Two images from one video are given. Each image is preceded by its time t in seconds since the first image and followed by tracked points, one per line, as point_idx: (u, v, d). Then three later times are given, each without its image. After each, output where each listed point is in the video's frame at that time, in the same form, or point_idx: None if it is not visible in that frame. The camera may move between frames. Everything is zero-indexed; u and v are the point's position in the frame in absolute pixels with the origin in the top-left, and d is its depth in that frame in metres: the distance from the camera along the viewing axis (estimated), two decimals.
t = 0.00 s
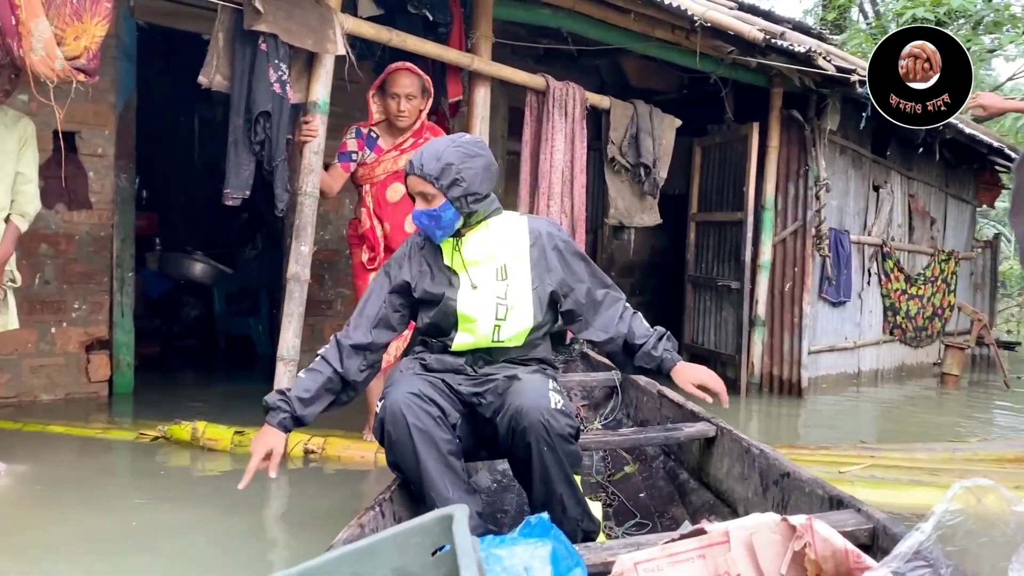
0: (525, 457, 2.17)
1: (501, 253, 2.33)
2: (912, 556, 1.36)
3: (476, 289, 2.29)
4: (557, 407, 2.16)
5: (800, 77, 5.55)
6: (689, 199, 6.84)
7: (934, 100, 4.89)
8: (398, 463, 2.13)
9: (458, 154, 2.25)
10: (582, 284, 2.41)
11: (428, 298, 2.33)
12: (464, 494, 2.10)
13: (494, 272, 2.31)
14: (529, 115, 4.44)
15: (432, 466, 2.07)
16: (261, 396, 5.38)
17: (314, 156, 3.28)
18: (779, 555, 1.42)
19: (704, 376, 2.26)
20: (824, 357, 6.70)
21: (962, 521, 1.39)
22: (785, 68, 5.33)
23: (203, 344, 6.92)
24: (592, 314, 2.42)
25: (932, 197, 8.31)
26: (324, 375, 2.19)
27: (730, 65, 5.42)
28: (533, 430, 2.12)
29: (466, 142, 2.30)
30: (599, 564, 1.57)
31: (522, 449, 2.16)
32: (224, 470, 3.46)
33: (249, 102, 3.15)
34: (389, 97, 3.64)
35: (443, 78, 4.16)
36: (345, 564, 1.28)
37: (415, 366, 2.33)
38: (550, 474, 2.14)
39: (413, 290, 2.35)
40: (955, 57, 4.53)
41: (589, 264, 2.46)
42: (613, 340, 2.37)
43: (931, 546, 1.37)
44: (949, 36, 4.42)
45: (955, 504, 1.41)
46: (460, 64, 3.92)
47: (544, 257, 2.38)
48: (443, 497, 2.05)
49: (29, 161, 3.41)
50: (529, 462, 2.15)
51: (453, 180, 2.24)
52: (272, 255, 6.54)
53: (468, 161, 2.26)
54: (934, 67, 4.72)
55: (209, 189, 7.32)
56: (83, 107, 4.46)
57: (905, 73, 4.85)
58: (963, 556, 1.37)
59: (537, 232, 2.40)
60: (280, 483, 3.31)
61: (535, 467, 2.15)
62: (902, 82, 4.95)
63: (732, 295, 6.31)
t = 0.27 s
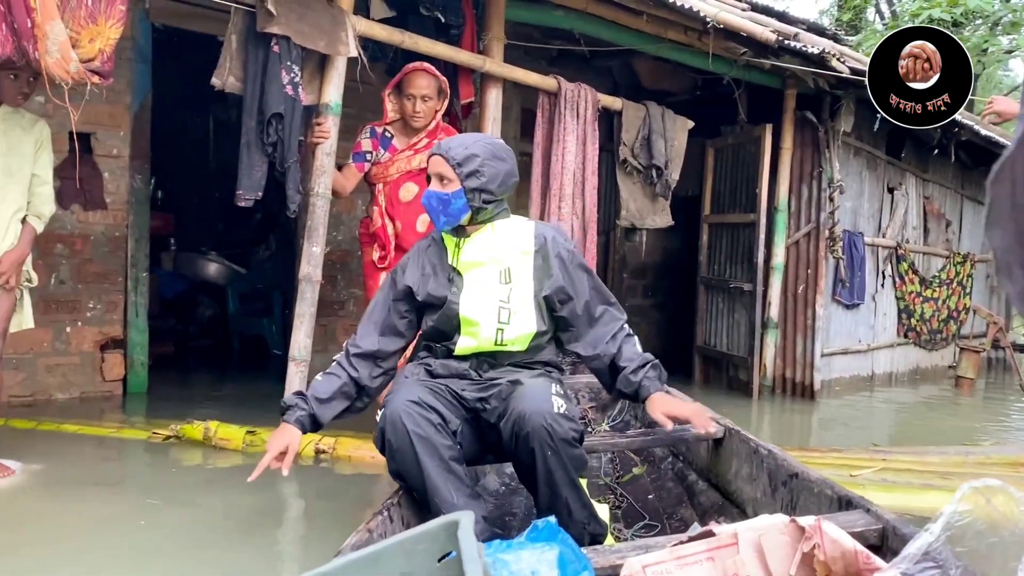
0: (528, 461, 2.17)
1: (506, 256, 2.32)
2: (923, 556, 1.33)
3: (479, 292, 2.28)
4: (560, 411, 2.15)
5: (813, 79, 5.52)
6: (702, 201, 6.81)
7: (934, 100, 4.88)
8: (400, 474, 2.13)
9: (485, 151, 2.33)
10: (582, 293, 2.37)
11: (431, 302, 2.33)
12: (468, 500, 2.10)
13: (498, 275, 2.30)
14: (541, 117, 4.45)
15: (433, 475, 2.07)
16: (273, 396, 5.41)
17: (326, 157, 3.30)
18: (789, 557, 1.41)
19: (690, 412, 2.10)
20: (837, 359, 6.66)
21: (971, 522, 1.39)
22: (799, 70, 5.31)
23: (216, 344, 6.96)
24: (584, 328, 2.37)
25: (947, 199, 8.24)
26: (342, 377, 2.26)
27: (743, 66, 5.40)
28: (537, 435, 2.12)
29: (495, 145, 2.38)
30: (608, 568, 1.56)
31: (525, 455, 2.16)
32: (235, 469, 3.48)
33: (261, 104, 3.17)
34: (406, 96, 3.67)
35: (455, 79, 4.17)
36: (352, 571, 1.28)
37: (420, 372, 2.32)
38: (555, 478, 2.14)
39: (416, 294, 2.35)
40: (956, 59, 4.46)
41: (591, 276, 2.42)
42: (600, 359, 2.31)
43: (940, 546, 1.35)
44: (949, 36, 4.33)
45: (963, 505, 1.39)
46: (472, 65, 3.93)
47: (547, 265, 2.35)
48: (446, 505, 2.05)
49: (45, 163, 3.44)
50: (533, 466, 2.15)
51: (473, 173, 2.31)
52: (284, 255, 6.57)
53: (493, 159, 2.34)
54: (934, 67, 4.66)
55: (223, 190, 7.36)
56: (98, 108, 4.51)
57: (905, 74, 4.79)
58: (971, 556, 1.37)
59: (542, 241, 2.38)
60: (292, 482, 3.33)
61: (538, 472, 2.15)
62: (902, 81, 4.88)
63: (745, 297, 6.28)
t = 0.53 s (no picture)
0: (538, 463, 2.17)
1: (520, 262, 2.34)
2: (941, 559, 1.33)
3: (491, 296, 2.30)
4: (570, 414, 2.15)
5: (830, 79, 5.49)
6: (717, 202, 6.79)
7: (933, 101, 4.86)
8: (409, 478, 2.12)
9: (506, 155, 2.34)
10: (591, 304, 2.38)
11: (442, 305, 2.34)
12: (479, 501, 2.10)
13: (511, 282, 2.32)
14: (555, 117, 4.45)
15: (443, 477, 2.06)
16: (288, 394, 5.44)
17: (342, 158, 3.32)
18: (805, 559, 1.41)
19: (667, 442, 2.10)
20: (852, 361, 6.62)
21: (990, 525, 1.38)
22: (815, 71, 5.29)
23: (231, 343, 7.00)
24: (588, 340, 2.40)
25: (964, 201, 8.17)
26: (388, 357, 2.44)
27: (759, 66, 5.39)
28: (546, 437, 2.12)
29: (516, 148, 2.39)
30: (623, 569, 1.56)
31: (534, 457, 2.16)
32: (251, 468, 3.51)
33: (277, 105, 3.19)
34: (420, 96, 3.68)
35: (469, 80, 4.18)
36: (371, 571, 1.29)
37: (430, 374, 2.31)
38: (564, 481, 2.14)
39: (426, 297, 2.36)
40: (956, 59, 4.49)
41: (600, 286, 2.44)
42: (596, 369, 2.35)
43: (959, 548, 1.35)
44: (950, 37, 4.35)
45: (981, 508, 1.40)
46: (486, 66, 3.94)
47: (560, 273, 2.37)
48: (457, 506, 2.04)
49: (65, 163, 3.48)
50: (543, 468, 2.15)
51: (493, 176, 2.31)
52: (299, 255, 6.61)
53: (515, 163, 2.34)
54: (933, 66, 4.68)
55: (240, 190, 7.42)
56: (117, 109, 4.55)
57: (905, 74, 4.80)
58: (989, 558, 1.37)
59: (558, 247, 2.39)
60: (306, 481, 3.35)
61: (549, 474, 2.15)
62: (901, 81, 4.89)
63: (760, 298, 6.25)
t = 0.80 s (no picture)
0: (543, 468, 2.16)
1: (536, 263, 2.34)
2: (961, 564, 1.32)
3: (506, 296, 2.30)
4: (573, 420, 2.13)
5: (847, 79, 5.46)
6: (733, 202, 6.75)
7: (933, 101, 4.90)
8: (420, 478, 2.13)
9: (525, 154, 2.34)
10: (610, 306, 2.34)
11: (457, 303, 2.34)
12: (490, 501, 2.09)
13: (527, 283, 2.32)
14: (570, 117, 4.44)
15: (454, 477, 2.06)
16: (303, 393, 5.47)
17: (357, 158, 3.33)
18: (822, 562, 1.40)
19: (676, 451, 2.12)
20: (869, 362, 6.56)
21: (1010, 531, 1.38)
22: (832, 70, 5.25)
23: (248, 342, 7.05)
24: (605, 344, 2.36)
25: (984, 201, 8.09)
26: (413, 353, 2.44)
27: (775, 66, 5.36)
28: (550, 445, 2.11)
29: (535, 147, 2.38)
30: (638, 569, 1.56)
31: (539, 461, 2.15)
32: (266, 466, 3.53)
33: (293, 105, 3.20)
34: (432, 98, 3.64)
35: (484, 80, 4.18)
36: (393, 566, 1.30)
37: (443, 374, 2.36)
38: (571, 486, 2.13)
39: (443, 295, 2.37)
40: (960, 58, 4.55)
41: (618, 289, 2.39)
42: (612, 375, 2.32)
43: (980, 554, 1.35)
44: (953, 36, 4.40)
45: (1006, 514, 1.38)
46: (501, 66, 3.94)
47: (576, 276, 2.35)
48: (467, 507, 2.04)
49: (83, 164, 3.51)
50: (549, 472, 2.14)
51: (510, 176, 2.32)
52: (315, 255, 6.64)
53: (532, 163, 2.34)
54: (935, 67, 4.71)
55: (256, 191, 7.46)
56: (134, 110, 4.59)
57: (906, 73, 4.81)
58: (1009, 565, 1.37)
59: (575, 250, 2.38)
60: (321, 479, 3.37)
61: (556, 478, 2.14)
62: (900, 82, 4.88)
63: (776, 299, 6.22)
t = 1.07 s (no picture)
0: (553, 466, 2.16)
1: (547, 262, 2.34)
2: (973, 568, 1.31)
3: (516, 295, 2.31)
4: (585, 417, 2.13)
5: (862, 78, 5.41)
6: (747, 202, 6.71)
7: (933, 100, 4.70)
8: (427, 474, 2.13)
9: (538, 153, 2.34)
10: (619, 308, 2.33)
11: (468, 300, 2.34)
12: (497, 498, 2.09)
13: (538, 282, 2.32)
14: (581, 117, 4.43)
15: (460, 473, 2.07)
16: (315, 392, 5.50)
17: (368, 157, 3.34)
18: (830, 564, 1.39)
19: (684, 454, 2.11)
20: (884, 363, 6.51)
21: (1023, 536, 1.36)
22: (847, 69, 5.21)
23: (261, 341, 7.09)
24: (615, 344, 2.35)
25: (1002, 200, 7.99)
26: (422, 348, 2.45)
27: (789, 65, 5.32)
28: (560, 441, 2.10)
29: (548, 146, 2.38)
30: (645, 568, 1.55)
31: (548, 459, 2.15)
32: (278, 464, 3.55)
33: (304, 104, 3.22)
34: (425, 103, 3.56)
35: (495, 80, 4.18)
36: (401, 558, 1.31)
37: (453, 370, 2.38)
38: (579, 484, 2.13)
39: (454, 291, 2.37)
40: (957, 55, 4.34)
41: (631, 290, 2.39)
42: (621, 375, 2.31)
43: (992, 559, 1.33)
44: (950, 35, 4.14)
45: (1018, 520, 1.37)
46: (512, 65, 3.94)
47: (586, 276, 2.34)
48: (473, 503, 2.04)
49: (98, 163, 3.54)
50: (558, 470, 2.14)
51: (523, 175, 2.31)
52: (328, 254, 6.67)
53: (546, 161, 2.34)
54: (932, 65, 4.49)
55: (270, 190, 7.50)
56: (149, 110, 4.63)
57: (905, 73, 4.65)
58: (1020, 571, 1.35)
59: (587, 250, 2.37)
60: (332, 477, 3.38)
61: (563, 476, 2.14)
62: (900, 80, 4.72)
63: (790, 299, 6.18)
